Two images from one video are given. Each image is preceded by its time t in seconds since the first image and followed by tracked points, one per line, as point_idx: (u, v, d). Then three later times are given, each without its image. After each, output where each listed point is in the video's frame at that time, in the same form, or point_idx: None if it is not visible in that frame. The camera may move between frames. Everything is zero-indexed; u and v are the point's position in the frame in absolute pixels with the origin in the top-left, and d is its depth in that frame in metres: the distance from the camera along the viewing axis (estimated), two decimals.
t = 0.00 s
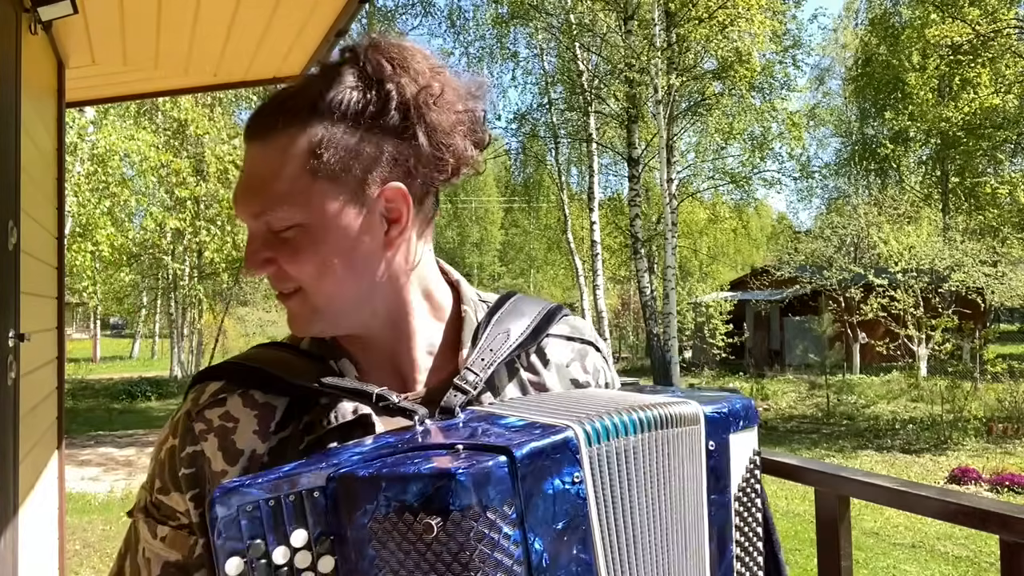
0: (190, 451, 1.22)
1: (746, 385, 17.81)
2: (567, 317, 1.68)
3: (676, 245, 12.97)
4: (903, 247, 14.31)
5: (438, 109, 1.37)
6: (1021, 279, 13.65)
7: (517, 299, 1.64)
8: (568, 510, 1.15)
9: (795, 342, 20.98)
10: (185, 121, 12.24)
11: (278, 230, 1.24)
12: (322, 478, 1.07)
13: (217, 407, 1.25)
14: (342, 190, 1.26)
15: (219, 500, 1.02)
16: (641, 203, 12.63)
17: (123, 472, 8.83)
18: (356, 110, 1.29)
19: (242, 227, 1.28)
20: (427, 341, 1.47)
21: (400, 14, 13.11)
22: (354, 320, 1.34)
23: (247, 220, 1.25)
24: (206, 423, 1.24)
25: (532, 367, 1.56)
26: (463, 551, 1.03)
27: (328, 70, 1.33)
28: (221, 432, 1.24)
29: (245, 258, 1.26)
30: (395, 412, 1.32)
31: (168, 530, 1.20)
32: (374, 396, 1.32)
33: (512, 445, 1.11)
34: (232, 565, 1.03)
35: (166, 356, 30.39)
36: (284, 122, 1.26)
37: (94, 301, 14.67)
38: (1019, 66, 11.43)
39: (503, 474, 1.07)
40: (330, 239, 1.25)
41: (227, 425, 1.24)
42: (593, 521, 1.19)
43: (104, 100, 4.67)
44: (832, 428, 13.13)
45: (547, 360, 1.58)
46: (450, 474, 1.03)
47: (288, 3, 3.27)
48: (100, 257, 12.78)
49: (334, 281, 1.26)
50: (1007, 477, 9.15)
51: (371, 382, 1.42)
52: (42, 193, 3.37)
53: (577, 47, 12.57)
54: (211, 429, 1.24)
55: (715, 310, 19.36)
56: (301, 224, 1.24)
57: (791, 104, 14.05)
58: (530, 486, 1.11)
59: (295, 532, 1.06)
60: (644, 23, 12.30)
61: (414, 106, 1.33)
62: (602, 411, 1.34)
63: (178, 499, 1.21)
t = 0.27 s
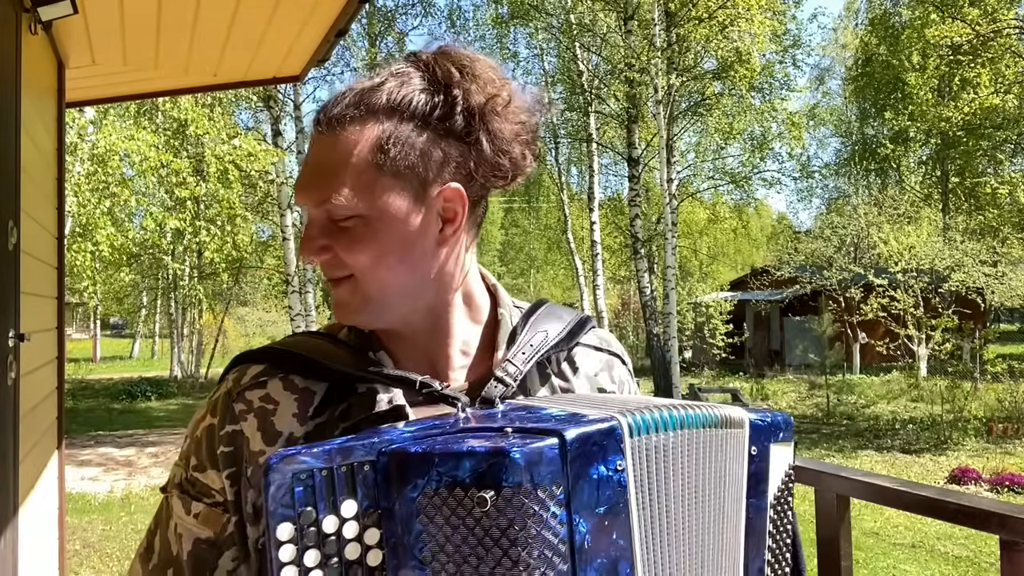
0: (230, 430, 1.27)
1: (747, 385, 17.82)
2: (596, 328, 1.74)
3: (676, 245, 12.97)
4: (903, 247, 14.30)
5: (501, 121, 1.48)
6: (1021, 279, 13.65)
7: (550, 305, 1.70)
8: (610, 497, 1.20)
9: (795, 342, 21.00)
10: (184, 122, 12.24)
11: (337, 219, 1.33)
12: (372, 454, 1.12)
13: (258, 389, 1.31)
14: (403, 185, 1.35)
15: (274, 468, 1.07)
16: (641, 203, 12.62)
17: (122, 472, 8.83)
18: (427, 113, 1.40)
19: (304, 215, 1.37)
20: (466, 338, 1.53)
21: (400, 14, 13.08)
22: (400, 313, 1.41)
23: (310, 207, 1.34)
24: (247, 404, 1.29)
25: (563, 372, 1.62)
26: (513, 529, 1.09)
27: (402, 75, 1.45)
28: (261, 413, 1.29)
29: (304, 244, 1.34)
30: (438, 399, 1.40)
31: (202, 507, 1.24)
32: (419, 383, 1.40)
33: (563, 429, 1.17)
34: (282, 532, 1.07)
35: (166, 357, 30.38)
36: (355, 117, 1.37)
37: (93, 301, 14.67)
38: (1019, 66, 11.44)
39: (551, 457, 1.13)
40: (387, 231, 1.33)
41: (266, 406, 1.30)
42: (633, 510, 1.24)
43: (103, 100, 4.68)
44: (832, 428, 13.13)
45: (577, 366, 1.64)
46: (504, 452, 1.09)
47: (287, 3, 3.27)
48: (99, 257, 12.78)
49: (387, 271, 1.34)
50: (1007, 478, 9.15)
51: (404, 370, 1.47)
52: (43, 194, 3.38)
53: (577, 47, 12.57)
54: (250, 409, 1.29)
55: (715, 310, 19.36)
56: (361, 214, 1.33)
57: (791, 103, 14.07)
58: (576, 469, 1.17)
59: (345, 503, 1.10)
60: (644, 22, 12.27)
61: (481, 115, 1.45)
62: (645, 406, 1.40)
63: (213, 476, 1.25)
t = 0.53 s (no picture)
0: (259, 412, 1.29)
1: (747, 385, 17.83)
2: (608, 333, 1.83)
3: (676, 245, 12.97)
4: (903, 247, 14.29)
5: (542, 132, 1.58)
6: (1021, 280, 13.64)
7: (567, 306, 1.78)
8: (652, 478, 1.28)
9: (795, 342, 21.04)
10: (184, 122, 12.23)
11: (383, 209, 1.39)
12: (425, 428, 1.18)
13: (289, 372, 1.34)
14: (450, 182, 1.43)
15: (334, 436, 1.12)
16: (641, 203, 12.62)
17: (122, 472, 8.83)
18: (476, 117, 1.49)
19: (348, 204, 1.42)
20: (490, 332, 1.59)
21: (400, 14, 13.07)
22: (433, 305, 1.47)
23: (358, 196, 1.39)
24: (278, 387, 1.32)
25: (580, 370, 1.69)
26: (568, 500, 1.17)
27: (452, 80, 1.54)
28: (293, 396, 1.31)
29: (348, 232, 1.40)
30: (474, 385, 1.46)
31: (227, 490, 1.25)
32: (458, 368, 1.45)
33: (613, 411, 1.26)
34: (340, 497, 1.12)
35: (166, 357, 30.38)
36: (409, 113, 1.44)
37: (93, 301, 14.67)
38: (1019, 66, 11.46)
39: (603, 435, 1.21)
40: (431, 225, 1.40)
41: (298, 390, 1.32)
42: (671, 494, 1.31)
43: (103, 100, 4.68)
44: (832, 428, 13.12)
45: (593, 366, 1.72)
46: (562, 428, 1.18)
47: (287, 3, 3.27)
48: (99, 257, 12.78)
49: (428, 265, 1.40)
50: (1007, 478, 9.15)
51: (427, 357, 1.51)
52: (43, 193, 3.38)
53: (577, 47, 12.58)
54: (281, 392, 1.31)
55: (716, 310, 19.36)
56: (408, 207, 1.39)
57: (791, 103, 14.09)
58: (625, 447, 1.25)
59: (399, 474, 1.16)
60: (644, 23, 12.27)
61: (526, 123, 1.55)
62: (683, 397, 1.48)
63: (239, 458, 1.27)
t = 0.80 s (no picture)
0: (270, 415, 1.29)
1: (746, 384, 17.83)
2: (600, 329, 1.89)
3: (676, 245, 12.97)
4: (903, 247, 14.30)
5: (551, 137, 1.64)
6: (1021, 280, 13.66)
7: (565, 306, 1.84)
8: (677, 470, 1.31)
9: (795, 342, 21.06)
10: (184, 121, 12.22)
11: (404, 210, 1.39)
12: (462, 425, 1.20)
13: (301, 375, 1.35)
14: (472, 183, 1.45)
15: (376, 434, 1.16)
16: (641, 203, 12.63)
17: (121, 472, 8.83)
18: (493, 120, 1.53)
19: (364, 204, 1.41)
20: (497, 336, 1.60)
21: (400, 14, 13.08)
22: (446, 306, 1.48)
23: (379, 197, 1.39)
24: (291, 390, 1.33)
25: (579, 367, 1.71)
26: (606, 491, 1.19)
27: (466, 83, 1.56)
28: (308, 399, 1.33)
29: (367, 231, 1.38)
30: (490, 385, 1.49)
31: (238, 495, 1.25)
32: (476, 369, 1.49)
33: (642, 405, 1.29)
34: (383, 496, 1.15)
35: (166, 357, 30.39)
36: (431, 114, 1.45)
37: (93, 301, 14.67)
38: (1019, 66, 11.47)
39: (637, 428, 1.24)
40: (454, 225, 1.41)
41: (311, 392, 1.34)
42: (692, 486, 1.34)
43: (103, 100, 4.68)
44: (832, 428, 13.12)
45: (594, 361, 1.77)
46: (599, 421, 1.20)
47: (287, 3, 3.27)
48: (99, 257, 12.79)
49: (450, 265, 1.41)
50: (1007, 478, 9.15)
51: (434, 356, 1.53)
52: (42, 194, 3.37)
53: (577, 47, 12.59)
54: (295, 395, 1.32)
55: (716, 310, 19.37)
56: (430, 210, 1.39)
57: (791, 103, 14.10)
58: (655, 439, 1.28)
59: (438, 471, 1.18)
60: (644, 23, 12.27)
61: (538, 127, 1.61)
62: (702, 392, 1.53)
63: (251, 463, 1.27)
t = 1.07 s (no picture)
0: (260, 427, 1.29)
1: (746, 385, 17.83)
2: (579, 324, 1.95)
3: (676, 245, 12.97)
4: (903, 247, 14.31)
5: (527, 135, 1.68)
6: (1021, 280, 13.67)
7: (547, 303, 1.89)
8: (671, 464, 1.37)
9: (795, 342, 21.08)
10: (184, 121, 12.21)
11: (386, 214, 1.40)
12: (463, 428, 1.24)
13: (288, 384, 1.35)
14: (452, 183, 1.46)
15: (379, 441, 1.17)
16: (641, 203, 12.62)
17: (121, 471, 8.83)
18: (470, 121, 1.55)
19: (345, 208, 1.43)
20: (480, 339, 1.63)
21: (399, 15, 13.09)
22: (430, 307, 1.50)
23: (360, 202, 1.40)
24: (280, 400, 1.32)
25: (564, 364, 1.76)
26: (605, 487, 1.24)
27: (441, 83, 1.58)
28: (298, 409, 1.33)
29: (350, 237, 1.40)
30: (480, 387, 1.53)
31: (228, 509, 1.24)
32: (470, 373, 1.52)
33: (638, 401, 1.35)
34: (389, 501, 1.16)
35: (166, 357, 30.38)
36: (407, 117, 1.46)
37: (93, 301, 14.67)
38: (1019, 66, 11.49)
39: (634, 425, 1.30)
40: (436, 227, 1.42)
41: (300, 401, 1.34)
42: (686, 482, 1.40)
43: (103, 100, 4.68)
44: (832, 428, 13.12)
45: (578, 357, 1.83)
46: (598, 419, 1.26)
47: (287, 4, 3.27)
48: (99, 257, 12.80)
49: (432, 267, 1.43)
50: (1008, 477, 9.15)
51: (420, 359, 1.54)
52: (43, 194, 3.38)
53: (577, 47, 12.60)
54: (284, 405, 1.32)
55: (716, 310, 19.37)
56: (411, 213, 1.41)
57: (791, 103, 14.11)
58: (650, 434, 1.34)
59: (441, 474, 1.20)
60: (644, 22, 12.26)
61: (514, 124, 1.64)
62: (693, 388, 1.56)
63: (240, 475, 1.26)
